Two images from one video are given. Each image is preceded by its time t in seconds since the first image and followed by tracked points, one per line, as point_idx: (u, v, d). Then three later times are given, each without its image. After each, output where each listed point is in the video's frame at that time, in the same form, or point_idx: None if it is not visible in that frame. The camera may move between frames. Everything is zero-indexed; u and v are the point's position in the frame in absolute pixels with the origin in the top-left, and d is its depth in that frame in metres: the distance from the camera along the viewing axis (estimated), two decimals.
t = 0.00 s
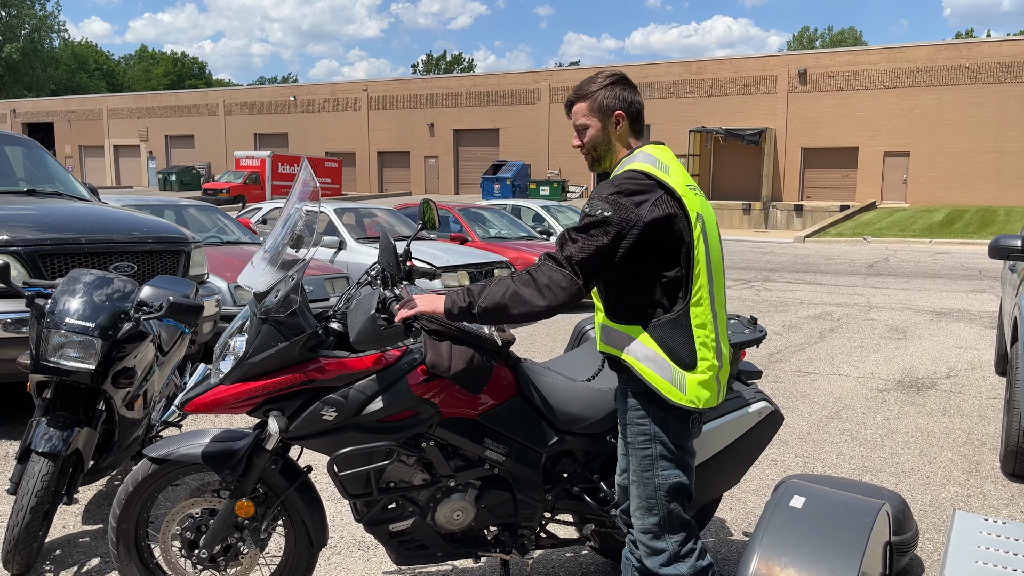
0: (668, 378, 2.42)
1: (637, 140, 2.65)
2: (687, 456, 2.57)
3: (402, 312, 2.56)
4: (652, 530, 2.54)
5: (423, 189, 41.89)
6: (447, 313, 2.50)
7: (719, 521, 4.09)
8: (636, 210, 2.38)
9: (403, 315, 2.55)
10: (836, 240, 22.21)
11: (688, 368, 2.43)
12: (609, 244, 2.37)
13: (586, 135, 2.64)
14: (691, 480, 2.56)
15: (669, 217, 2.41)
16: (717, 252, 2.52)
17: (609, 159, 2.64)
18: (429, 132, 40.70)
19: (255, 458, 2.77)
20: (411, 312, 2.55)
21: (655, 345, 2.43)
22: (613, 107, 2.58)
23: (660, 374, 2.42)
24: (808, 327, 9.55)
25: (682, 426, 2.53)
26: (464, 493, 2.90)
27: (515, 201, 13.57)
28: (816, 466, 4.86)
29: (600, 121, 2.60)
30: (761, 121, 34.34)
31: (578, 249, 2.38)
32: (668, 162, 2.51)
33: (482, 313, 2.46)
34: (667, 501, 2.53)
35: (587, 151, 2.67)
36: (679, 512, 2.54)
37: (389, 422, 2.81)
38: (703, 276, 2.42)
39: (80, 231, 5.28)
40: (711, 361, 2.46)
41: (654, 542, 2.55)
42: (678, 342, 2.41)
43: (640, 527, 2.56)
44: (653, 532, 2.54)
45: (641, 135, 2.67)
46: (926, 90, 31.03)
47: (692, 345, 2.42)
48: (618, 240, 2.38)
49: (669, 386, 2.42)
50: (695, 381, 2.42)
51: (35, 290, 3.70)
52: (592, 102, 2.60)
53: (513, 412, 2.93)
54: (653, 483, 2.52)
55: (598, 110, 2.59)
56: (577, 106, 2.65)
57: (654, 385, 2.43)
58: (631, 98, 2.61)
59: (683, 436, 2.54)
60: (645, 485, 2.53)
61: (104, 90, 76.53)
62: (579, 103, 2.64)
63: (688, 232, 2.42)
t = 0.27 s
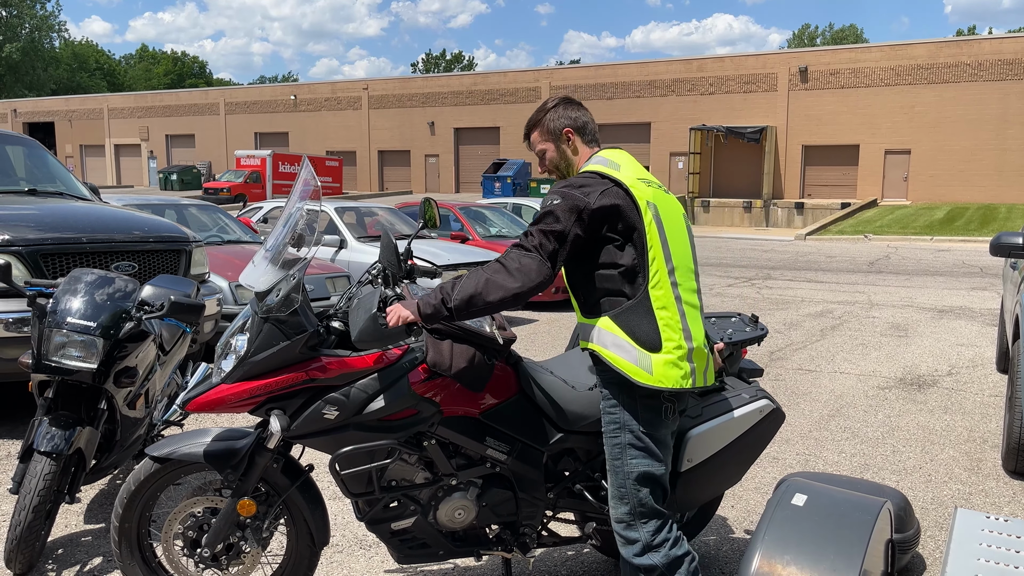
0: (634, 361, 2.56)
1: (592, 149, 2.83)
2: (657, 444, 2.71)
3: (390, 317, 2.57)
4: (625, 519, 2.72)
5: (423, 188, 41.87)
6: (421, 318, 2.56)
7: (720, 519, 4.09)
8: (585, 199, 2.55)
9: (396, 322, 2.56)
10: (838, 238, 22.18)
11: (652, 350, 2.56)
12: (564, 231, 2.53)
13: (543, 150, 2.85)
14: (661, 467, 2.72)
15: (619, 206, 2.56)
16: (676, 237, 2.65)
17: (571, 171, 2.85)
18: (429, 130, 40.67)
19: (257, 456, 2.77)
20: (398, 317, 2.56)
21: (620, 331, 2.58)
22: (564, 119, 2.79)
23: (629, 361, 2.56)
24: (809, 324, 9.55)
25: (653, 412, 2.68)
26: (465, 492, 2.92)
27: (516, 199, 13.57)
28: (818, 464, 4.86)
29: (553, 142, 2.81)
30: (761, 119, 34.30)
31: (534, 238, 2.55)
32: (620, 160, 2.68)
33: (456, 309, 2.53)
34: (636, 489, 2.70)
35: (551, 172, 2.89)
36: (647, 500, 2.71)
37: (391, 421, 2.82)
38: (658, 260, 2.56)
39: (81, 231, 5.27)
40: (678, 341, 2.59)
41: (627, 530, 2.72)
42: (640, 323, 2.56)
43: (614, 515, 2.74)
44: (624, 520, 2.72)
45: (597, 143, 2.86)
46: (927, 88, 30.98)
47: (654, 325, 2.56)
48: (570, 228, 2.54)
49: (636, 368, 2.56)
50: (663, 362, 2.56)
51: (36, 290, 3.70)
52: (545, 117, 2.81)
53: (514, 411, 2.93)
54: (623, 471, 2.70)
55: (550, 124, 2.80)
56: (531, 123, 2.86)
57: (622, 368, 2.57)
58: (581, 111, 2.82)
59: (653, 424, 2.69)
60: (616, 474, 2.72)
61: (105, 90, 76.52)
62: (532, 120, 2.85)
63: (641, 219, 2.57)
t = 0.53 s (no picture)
0: (593, 356, 2.57)
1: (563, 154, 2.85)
2: (606, 439, 2.67)
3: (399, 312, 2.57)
4: (571, 511, 2.73)
5: (425, 186, 41.86)
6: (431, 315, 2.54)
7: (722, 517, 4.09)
8: (550, 196, 2.56)
9: (408, 314, 2.55)
10: (839, 235, 22.16)
11: (611, 345, 2.56)
12: (543, 228, 2.54)
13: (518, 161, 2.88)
14: (608, 461, 2.68)
15: (582, 202, 2.57)
16: (639, 233, 2.64)
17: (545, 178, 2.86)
18: (431, 128, 40.65)
19: (259, 454, 2.77)
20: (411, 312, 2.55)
21: (582, 328, 2.60)
22: (532, 127, 2.82)
23: (587, 356, 2.58)
24: (811, 323, 9.54)
25: (606, 404, 2.64)
26: (467, 489, 2.92)
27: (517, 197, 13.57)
28: (820, 462, 4.86)
29: (523, 153, 2.84)
30: (763, 117, 34.26)
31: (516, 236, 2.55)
32: (584, 160, 2.69)
33: (458, 308, 2.52)
34: (579, 481, 2.70)
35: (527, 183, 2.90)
36: (592, 494, 2.69)
37: (391, 417, 2.82)
38: (617, 255, 2.57)
39: (84, 229, 5.28)
40: (637, 337, 2.58)
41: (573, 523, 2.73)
42: (601, 319, 2.57)
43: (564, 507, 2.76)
44: (570, 512, 2.74)
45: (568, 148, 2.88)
46: (929, 85, 30.93)
47: (613, 321, 2.57)
48: (543, 223, 2.54)
49: (595, 363, 2.57)
50: (620, 357, 2.56)
51: (39, 287, 3.71)
52: (515, 126, 2.84)
53: (513, 407, 2.95)
54: (568, 461, 2.71)
55: (520, 133, 2.83)
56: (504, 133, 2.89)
57: (581, 363, 2.59)
58: (550, 118, 2.85)
59: (603, 417, 2.65)
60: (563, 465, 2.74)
61: (107, 89, 76.59)
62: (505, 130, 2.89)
63: (600, 216, 2.58)
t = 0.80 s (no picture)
0: (568, 364, 2.51)
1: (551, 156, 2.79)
2: (576, 447, 2.60)
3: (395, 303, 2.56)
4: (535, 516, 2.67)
5: (428, 182, 41.82)
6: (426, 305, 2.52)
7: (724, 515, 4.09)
8: (534, 198, 2.51)
9: (403, 302, 2.54)
10: (843, 233, 22.13)
11: (586, 353, 2.50)
12: (532, 228, 2.48)
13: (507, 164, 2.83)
14: (578, 468, 2.61)
15: (566, 204, 2.52)
16: (621, 237, 2.58)
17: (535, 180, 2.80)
18: (434, 125, 40.61)
19: (257, 447, 2.78)
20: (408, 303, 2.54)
21: (554, 331, 2.57)
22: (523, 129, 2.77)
23: (561, 364, 2.53)
24: (814, 320, 9.52)
25: (578, 410, 2.58)
26: (463, 484, 2.92)
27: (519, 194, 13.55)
28: (823, 460, 4.85)
29: (510, 156, 2.79)
30: (767, 114, 34.19)
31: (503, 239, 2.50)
32: (570, 163, 2.64)
33: (448, 301, 2.49)
34: (544, 488, 2.63)
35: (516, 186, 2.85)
36: (556, 502, 2.61)
37: (387, 409, 2.81)
38: (597, 261, 2.50)
39: (87, 224, 5.28)
40: (614, 344, 2.51)
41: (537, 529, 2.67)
42: (580, 326, 2.51)
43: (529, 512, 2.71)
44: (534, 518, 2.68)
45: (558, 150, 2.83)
46: (934, 83, 30.84)
47: (590, 328, 2.50)
48: (527, 225, 2.49)
49: (570, 370, 2.51)
50: (595, 365, 2.49)
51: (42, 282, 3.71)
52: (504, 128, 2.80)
53: (510, 401, 2.92)
54: (536, 465, 2.65)
55: (507, 136, 2.78)
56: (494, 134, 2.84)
57: (557, 370, 2.54)
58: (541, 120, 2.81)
59: (574, 424, 2.59)
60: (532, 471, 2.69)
61: (110, 84, 76.57)
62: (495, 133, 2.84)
63: (581, 219, 2.52)
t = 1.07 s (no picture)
0: (563, 364, 2.47)
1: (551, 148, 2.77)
2: (565, 444, 2.56)
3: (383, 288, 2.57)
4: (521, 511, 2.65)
5: (433, 178, 41.81)
6: (411, 289, 2.53)
7: (727, 513, 4.09)
8: (525, 195, 2.49)
9: (395, 289, 2.53)
10: (848, 232, 22.06)
11: (582, 353, 2.47)
12: (518, 228, 2.46)
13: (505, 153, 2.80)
14: (563, 467, 2.57)
15: (557, 202, 2.49)
16: (615, 236, 2.56)
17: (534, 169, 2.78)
18: (438, 120, 40.54)
19: (246, 437, 2.78)
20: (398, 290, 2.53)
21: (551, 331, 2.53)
22: (525, 118, 2.73)
23: (554, 362, 2.50)
24: (818, 319, 9.49)
25: (567, 405, 2.54)
26: (450, 475, 2.93)
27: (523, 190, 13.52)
28: (826, 459, 4.84)
29: (507, 145, 2.77)
30: (773, 112, 34.11)
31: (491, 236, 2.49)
32: (565, 158, 2.60)
33: (433, 292, 2.50)
34: (529, 484, 2.60)
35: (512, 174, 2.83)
36: (540, 499, 2.59)
37: (370, 397, 2.80)
38: (592, 262, 2.48)
39: (91, 218, 5.29)
40: (609, 345, 2.48)
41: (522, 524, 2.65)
42: (574, 327, 2.48)
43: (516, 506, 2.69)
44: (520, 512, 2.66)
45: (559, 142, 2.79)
46: (941, 82, 30.73)
47: (585, 329, 2.47)
48: (515, 223, 2.47)
49: (565, 371, 2.47)
50: (591, 366, 2.45)
51: (46, 275, 3.71)
52: (503, 117, 2.77)
53: (496, 392, 2.94)
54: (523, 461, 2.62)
55: (508, 124, 2.75)
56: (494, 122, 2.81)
57: (551, 371, 2.50)
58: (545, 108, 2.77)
59: (565, 421, 2.55)
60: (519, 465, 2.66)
61: (115, 78, 76.66)
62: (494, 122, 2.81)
63: (574, 218, 2.49)
